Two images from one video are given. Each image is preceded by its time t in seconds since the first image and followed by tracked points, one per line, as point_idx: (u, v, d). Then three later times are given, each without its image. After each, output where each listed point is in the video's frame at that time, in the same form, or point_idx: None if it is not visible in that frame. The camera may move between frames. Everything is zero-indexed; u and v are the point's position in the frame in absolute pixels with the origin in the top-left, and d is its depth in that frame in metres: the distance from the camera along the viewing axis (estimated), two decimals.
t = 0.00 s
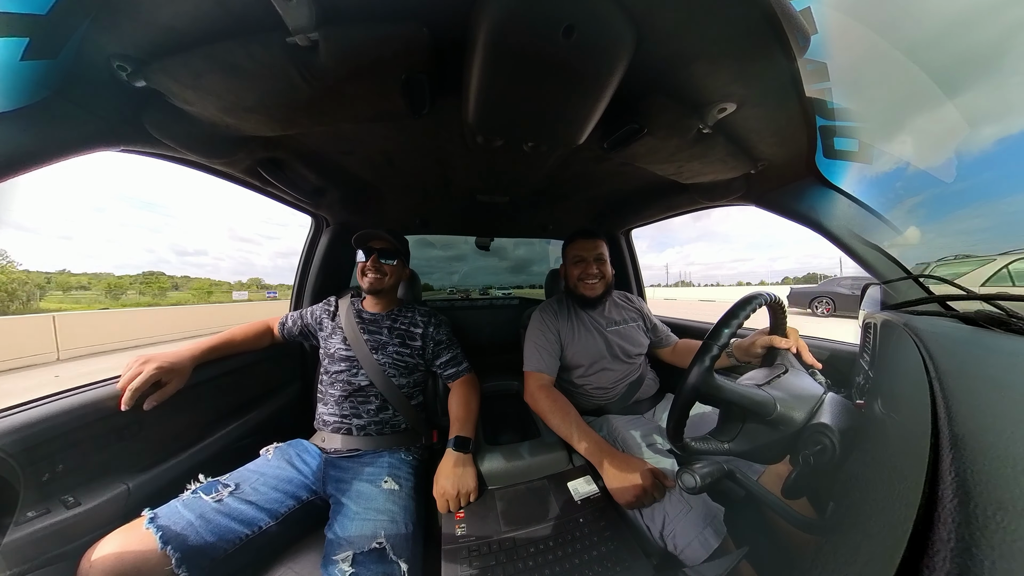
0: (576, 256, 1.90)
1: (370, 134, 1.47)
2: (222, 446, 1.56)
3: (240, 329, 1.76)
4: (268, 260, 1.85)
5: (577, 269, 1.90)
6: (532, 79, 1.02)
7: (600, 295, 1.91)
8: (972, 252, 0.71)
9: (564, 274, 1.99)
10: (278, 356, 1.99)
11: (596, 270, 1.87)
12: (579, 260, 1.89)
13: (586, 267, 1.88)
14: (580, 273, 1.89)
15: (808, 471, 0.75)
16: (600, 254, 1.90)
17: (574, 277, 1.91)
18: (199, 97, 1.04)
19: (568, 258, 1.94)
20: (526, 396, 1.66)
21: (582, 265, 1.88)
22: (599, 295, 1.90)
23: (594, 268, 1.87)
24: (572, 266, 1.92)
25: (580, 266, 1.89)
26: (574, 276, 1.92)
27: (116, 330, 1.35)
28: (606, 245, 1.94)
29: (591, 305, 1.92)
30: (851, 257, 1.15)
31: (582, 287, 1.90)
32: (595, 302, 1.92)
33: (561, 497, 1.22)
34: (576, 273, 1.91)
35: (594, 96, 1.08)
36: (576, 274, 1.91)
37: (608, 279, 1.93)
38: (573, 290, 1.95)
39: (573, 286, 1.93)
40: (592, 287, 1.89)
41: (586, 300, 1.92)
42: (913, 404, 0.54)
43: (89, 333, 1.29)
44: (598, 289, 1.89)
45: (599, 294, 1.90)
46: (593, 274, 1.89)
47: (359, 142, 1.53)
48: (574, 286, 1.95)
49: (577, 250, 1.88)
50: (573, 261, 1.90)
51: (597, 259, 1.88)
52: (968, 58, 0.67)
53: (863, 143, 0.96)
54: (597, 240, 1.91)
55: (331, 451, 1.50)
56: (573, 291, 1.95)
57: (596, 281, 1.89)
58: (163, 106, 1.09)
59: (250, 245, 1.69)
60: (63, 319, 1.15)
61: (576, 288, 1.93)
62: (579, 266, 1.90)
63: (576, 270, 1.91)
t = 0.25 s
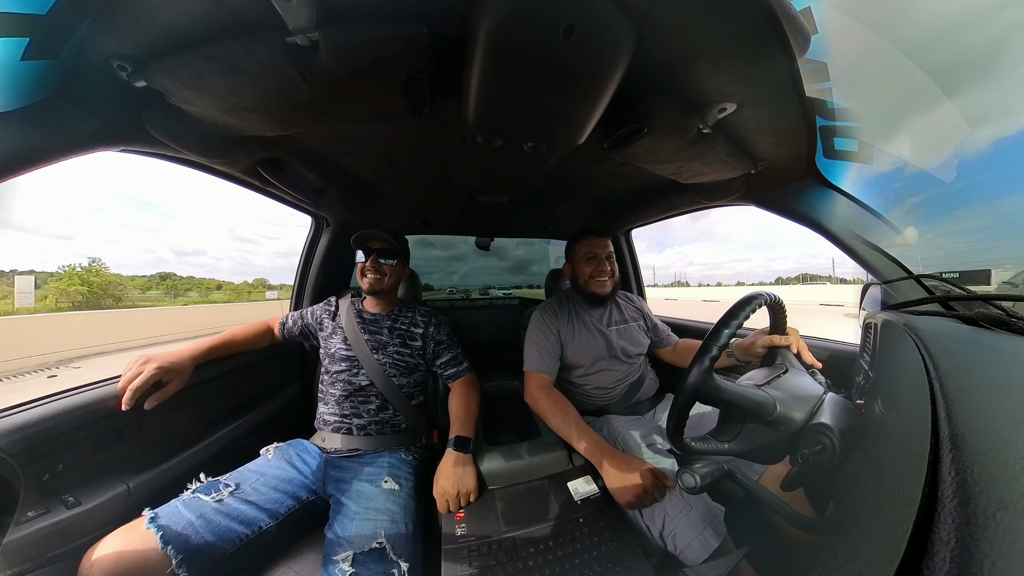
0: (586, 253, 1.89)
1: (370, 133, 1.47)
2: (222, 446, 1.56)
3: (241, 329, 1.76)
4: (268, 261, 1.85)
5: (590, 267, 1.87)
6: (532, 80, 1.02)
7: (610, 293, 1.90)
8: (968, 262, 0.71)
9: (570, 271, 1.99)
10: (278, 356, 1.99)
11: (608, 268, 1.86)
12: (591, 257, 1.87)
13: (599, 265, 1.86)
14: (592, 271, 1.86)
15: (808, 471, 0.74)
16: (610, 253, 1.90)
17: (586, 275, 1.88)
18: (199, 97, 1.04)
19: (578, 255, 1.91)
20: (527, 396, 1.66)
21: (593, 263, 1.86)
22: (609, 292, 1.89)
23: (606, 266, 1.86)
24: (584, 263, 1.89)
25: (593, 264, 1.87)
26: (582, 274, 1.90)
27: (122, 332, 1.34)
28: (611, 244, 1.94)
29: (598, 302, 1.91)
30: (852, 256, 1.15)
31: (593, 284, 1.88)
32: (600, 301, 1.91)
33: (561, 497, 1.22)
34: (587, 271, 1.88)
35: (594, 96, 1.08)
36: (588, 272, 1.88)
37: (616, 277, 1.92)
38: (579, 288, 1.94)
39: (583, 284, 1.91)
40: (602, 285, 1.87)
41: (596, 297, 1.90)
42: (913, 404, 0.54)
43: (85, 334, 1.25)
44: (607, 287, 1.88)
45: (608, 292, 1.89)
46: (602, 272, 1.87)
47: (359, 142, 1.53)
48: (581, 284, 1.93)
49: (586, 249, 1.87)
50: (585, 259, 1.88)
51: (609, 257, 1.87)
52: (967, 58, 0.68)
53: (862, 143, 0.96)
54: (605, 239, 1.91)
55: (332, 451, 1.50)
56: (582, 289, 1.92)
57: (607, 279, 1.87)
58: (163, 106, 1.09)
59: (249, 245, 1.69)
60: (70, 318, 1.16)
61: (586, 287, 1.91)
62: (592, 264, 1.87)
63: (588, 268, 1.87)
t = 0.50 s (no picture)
0: (582, 253, 1.89)
1: (371, 134, 1.47)
2: (222, 446, 1.56)
3: (241, 329, 1.76)
4: (268, 261, 1.85)
5: (584, 266, 1.87)
6: (532, 80, 1.02)
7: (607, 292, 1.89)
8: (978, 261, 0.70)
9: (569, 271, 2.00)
10: (278, 357, 1.99)
11: (602, 267, 1.86)
12: (586, 257, 1.87)
13: (594, 264, 1.86)
14: (586, 270, 1.87)
15: (809, 472, 0.74)
16: (605, 252, 1.90)
17: (580, 275, 1.89)
18: (199, 97, 1.04)
19: (574, 255, 1.92)
20: (527, 396, 1.66)
21: (588, 262, 1.86)
22: (603, 292, 1.88)
23: (601, 265, 1.86)
24: (579, 262, 1.89)
25: (587, 263, 1.87)
26: (578, 274, 1.91)
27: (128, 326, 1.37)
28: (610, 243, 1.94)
29: (596, 302, 1.91)
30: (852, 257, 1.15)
31: (589, 284, 1.88)
32: (597, 300, 1.91)
33: (561, 497, 1.22)
34: (582, 271, 1.88)
35: (594, 96, 1.08)
36: (583, 272, 1.88)
37: (612, 276, 1.92)
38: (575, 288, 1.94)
39: (579, 284, 1.91)
40: (597, 284, 1.87)
41: (594, 297, 1.90)
42: (913, 404, 0.54)
43: (86, 331, 1.28)
44: (603, 285, 1.87)
45: (605, 290, 1.89)
46: (598, 271, 1.87)
47: (359, 142, 1.53)
48: (578, 283, 1.93)
49: (582, 248, 1.88)
50: (580, 258, 1.88)
51: (603, 256, 1.87)
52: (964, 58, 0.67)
53: (862, 143, 0.96)
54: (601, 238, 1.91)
55: (332, 451, 1.50)
56: (579, 288, 1.92)
57: (603, 278, 1.87)
58: (164, 107, 1.09)
59: (247, 245, 1.69)
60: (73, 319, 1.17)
61: (582, 286, 1.91)
62: (587, 263, 1.88)
63: (584, 267, 1.87)
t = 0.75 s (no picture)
0: (582, 253, 1.89)
1: (370, 134, 1.48)
2: (223, 447, 1.56)
3: (242, 329, 1.77)
4: (268, 262, 1.85)
5: (585, 266, 1.87)
6: (532, 80, 1.02)
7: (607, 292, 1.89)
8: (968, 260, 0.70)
9: (569, 270, 1.99)
10: (278, 357, 1.99)
11: (603, 267, 1.86)
12: (586, 257, 1.87)
13: (594, 264, 1.86)
14: (587, 270, 1.87)
15: (810, 472, 0.74)
16: (606, 252, 1.90)
17: (581, 275, 1.89)
18: (199, 97, 1.05)
19: (574, 255, 1.92)
20: (527, 396, 1.66)
21: (589, 262, 1.86)
22: (603, 292, 1.89)
23: (602, 266, 1.86)
24: (579, 262, 1.89)
25: (587, 263, 1.87)
26: (578, 274, 1.91)
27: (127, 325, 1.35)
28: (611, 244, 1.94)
29: (596, 302, 1.91)
30: (853, 256, 1.15)
31: (589, 284, 1.88)
32: (597, 301, 1.91)
33: (561, 497, 1.22)
34: (583, 271, 1.88)
35: (595, 97, 1.09)
36: (584, 272, 1.88)
37: (613, 276, 1.92)
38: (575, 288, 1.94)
39: (579, 284, 1.91)
40: (597, 284, 1.87)
41: (594, 297, 1.89)
42: (915, 405, 0.54)
43: (92, 334, 1.25)
44: (603, 286, 1.87)
45: (605, 291, 1.89)
46: (598, 272, 1.87)
47: (359, 142, 1.53)
48: (578, 283, 1.93)
49: (582, 248, 1.88)
50: (581, 259, 1.88)
51: (604, 256, 1.87)
52: (958, 58, 0.67)
53: (863, 143, 0.96)
54: (602, 238, 1.91)
55: (332, 452, 1.50)
56: (579, 289, 1.92)
57: (603, 279, 1.87)
58: (163, 107, 1.09)
59: (247, 245, 1.69)
60: (79, 320, 1.18)
61: (582, 286, 1.91)
62: (587, 263, 1.88)
63: (585, 267, 1.88)
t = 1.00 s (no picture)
0: (587, 253, 1.88)
1: (370, 134, 1.48)
2: (223, 448, 1.55)
3: (242, 330, 1.77)
4: (267, 262, 1.85)
5: (590, 266, 1.87)
6: (532, 80, 1.02)
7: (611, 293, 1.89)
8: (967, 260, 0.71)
9: (571, 271, 1.99)
10: (278, 357, 1.99)
11: (608, 268, 1.87)
12: (591, 257, 1.87)
13: (599, 265, 1.86)
14: (592, 270, 1.86)
15: (811, 472, 0.74)
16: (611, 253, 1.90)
17: (586, 275, 1.88)
18: (199, 98, 1.05)
19: (579, 255, 1.91)
20: (527, 396, 1.66)
21: (594, 262, 1.86)
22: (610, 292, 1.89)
23: (607, 266, 1.86)
24: (585, 262, 1.88)
25: (592, 263, 1.87)
26: (582, 274, 1.91)
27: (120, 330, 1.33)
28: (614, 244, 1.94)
29: (597, 302, 1.91)
30: (852, 255, 1.15)
31: (594, 284, 1.88)
32: (598, 301, 1.91)
33: (562, 497, 1.21)
34: (588, 271, 1.88)
35: (595, 97, 1.09)
36: (588, 272, 1.88)
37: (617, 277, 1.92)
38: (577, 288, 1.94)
39: (583, 283, 1.90)
40: (602, 285, 1.87)
41: (596, 297, 1.89)
42: (915, 404, 0.54)
43: (90, 336, 1.24)
44: (608, 287, 1.87)
45: (609, 291, 1.88)
46: (603, 272, 1.87)
47: (358, 143, 1.53)
48: (580, 284, 1.93)
49: (586, 248, 1.87)
50: (586, 259, 1.87)
51: (609, 257, 1.87)
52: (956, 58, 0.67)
53: (862, 142, 0.96)
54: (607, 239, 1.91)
55: (332, 452, 1.50)
56: (583, 289, 1.92)
57: (608, 279, 1.87)
58: (163, 107, 1.09)
59: (247, 245, 1.69)
60: (79, 321, 1.18)
61: (586, 287, 1.91)
62: (592, 263, 1.87)
63: (589, 268, 1.87)
